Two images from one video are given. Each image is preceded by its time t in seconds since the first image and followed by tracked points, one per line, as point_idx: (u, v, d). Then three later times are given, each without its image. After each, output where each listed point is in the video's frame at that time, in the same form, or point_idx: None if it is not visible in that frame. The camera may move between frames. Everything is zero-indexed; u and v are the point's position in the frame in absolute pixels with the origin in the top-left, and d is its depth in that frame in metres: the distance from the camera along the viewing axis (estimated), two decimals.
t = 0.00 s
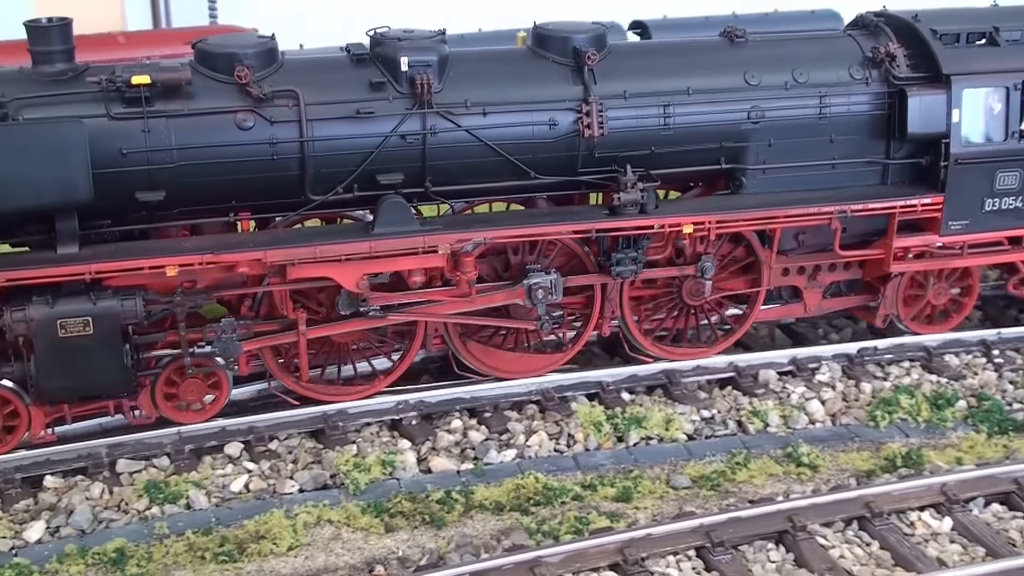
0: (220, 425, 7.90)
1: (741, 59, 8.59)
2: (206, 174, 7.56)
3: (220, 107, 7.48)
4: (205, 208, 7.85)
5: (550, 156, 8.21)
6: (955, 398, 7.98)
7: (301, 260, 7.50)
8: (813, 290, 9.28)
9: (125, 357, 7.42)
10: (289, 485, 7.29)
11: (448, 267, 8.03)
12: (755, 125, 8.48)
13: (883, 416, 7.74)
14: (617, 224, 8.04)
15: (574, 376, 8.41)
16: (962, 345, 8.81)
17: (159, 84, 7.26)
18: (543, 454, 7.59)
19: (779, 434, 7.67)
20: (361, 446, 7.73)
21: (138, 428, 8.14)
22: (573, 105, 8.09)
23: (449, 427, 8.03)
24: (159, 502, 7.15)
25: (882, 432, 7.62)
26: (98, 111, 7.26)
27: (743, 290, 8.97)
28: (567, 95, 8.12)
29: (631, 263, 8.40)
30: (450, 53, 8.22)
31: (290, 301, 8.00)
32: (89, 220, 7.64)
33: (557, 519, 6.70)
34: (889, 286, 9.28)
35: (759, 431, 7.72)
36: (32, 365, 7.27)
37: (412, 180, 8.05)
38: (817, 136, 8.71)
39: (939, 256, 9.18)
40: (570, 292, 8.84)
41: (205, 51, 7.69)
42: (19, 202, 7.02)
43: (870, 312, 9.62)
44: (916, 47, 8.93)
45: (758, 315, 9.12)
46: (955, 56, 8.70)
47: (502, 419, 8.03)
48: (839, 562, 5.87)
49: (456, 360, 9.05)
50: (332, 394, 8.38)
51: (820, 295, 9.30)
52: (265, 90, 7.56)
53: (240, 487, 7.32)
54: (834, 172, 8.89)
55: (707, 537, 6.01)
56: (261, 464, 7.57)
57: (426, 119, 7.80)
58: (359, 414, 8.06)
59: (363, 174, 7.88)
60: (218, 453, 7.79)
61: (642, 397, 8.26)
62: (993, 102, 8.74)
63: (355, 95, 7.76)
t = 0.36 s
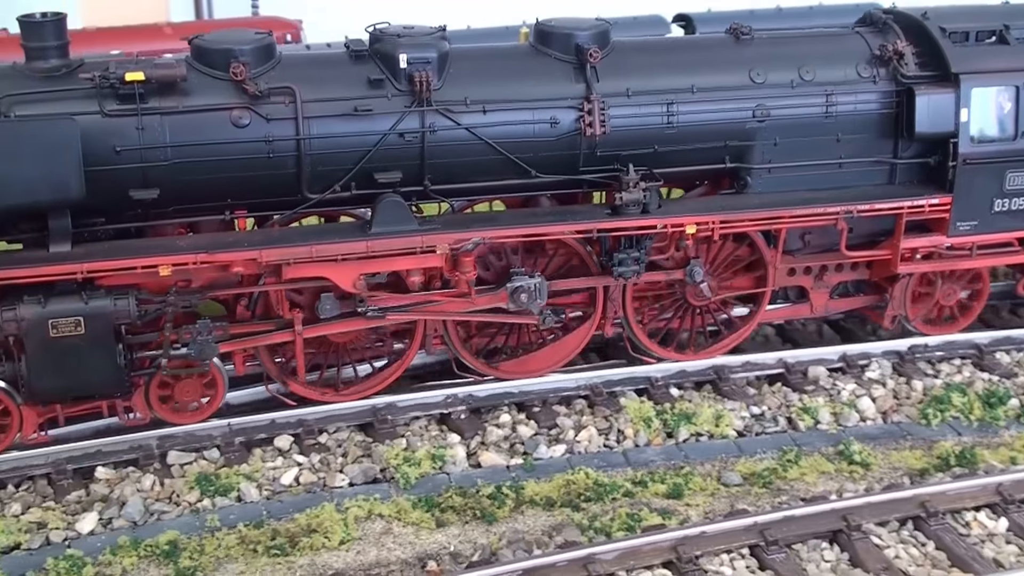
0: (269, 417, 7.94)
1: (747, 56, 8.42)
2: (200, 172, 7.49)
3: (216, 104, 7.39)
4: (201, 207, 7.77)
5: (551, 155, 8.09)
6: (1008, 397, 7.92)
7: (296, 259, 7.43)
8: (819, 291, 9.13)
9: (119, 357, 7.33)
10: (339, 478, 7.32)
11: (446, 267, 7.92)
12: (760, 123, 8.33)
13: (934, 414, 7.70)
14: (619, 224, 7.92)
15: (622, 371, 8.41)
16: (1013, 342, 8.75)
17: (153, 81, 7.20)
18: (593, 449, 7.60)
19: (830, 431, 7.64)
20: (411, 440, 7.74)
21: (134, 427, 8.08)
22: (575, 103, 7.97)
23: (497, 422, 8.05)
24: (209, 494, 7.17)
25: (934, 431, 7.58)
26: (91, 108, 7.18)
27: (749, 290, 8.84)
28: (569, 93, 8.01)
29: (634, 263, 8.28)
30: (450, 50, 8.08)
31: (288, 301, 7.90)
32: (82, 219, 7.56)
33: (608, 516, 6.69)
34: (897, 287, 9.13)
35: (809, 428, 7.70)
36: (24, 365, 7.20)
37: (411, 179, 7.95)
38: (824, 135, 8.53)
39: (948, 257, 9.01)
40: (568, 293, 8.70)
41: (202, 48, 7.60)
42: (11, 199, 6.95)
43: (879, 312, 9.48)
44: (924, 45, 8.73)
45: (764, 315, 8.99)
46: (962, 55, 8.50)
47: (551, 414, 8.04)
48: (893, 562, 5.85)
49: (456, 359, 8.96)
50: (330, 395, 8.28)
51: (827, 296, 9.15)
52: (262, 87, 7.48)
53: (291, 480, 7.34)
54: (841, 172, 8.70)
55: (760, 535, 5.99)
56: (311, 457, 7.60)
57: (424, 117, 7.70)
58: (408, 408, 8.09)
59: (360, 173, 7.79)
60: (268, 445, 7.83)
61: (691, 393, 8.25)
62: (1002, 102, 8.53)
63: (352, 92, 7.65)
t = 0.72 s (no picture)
0: (320, 411, 7.94)
1: (753, 52, 8.28)
2: (193, 169, 7.39)
3: (209, 100, 7.30)
4: (195, 204, 7.70)
5: (552, 152, 7.98)
6: None
7: (291, 258, 7.31)
8: (825, 291, 8.96)
9: (109, 357, 7.25)
10: (391, 473, 7.30)
11: (445, 266, 7.78)
12: (766, 121, 8.18)
13: (990, 414, 7.64)
14: (622, 224, 7.79)
15: (673, 368, 8.36)
16: None
17: (145, 75, 7.10)
18: (645, 446, 7.54)
19: (885, 430, 7.58)
20: (461, 434, 7.72)
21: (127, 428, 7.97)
22: (577, 99, 7.86)
23: (548, 417, 8.02)
24: (262, 488, 7.16)
25: (990, 431, 7.51)
26: (81, 103, 7.09)
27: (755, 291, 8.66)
28: (571, 89, 7.89)
29: (637, 262, 8.22)
30: (450, 45, 7.97)
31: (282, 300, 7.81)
32: (73, 216, 7.53)
33: (662, 513, 6.66)
34: (906, 288, 8.96)
35: (863, 426, 7.64)
36: (13, 364, 7.11)
37: (410, 176, 7.84)
38: (831, 132, 8.42)
39: (958, 257, 8.87)
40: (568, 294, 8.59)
41: (195, 42, 7.50)
42: None
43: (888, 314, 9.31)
44: (935, 41, 8.60)
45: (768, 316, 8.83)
46: (973, 52, 8.40)
47: (602, 411, 7.99)
48: (954, 563, 5.79)
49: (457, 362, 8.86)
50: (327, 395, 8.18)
51: (834, 296, 8.97)
52: (256, 82, 7.36)
53: (342, 474, 7.33)
54: (848, 170, 8.59)
55: (819, 535, 5.94)
56: (362, 451, 7.59)
57: (423, 113, 7.58)
58: (458, 402, 8.06)
59: (358, 169, 7.68)
60: (318, 439, 7.82)
61: (742, 390, 8.19)
62: (1014, 98, 8.41)
63: (350, 87, 7.55)
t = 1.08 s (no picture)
0: (371, 405, 7.94)
1: (759, 46, 8.13)
2: (187, 164, 7.24)
3: (203, 94, 7.13)
4: (188, 202, 7.56)
5: (554, 148, 7.80)
6: None
7: (287, 255, 7.13)
8: (832, 292, 8.82)
9: (102, 356, 7.11)
10: (444, 468, 7.27)
11: (444, 263, 7.62)
12: (772, 117, 8.04)
13: None
14: (625, 222, 7.60)
15: (725, 364, 8.32)
16: None
17: (139, 70, 6.90)
18: (699, 444, 7.50)
19: (942, 430, 7.54)
20: (514, 430, 7.68)
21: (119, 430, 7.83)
22: (579, 94, 7.68)
23: (600, 413, 7.97)
24: (316, 481, 7.15)
25: None
26: (75, 97, 6.92)
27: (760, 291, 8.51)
28: (572, 84, 7.72)
29: (639, 261, 7.99)
30: (451, 39, 7.81)
31: (278, 299, 7.65)
32: (66, 212, 7.38)
33: (720, 512, 6.60)
34: (915, 288, 8.82)
35: (920, 426, 7.60)
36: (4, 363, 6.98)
37: (407, 173, 7.67)
38: (840, 128, 8.24)
39: (969, 257, 8.74)
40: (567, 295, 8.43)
41: (190, 36, 7.30)
42: None
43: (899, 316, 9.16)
44: (945, 37, 8.44)
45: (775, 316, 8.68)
46: (985, 46, 8.20)
47: (654, 407, 7.94)
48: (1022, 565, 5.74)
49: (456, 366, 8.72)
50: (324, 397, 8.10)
51: (841, 297, 8.84)
52: (253, 76, 7.20)
53: (395, 469, 7.31)
54: (857, 168, 8.44)
55: (884, 535, 5.90)
56: (415, 446, 7.57)
57: (421, 108, 7.42)
58: (510, 398, 8.04)
59: (356, 166, 7.51)
60: (369, 433, 7.81)
61: (795, 388, 8.13)
62: None
63: (346, 82, 7.39)
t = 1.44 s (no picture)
0: (424, 399, 7.96)
1: (767, 41, 8.03)
2: (185, 159, 7.15)
3: (201, 89, 7.03)
4: (186, 198, 7.46)
5: (558, 144, 7.71)
6: None
7: (286, 252, 7.04)
8: (840, 292, 8.76)
9: (99, 354, 7.01)
10: (498, 460, 7.26)
11: (445, 261, 7.56)
12: (780, 113, 7.95)
13: None
14: (629, 220, 7.49)
15: (778, 360, 8.28)
16: None
17: (136, 63, 6.82)
18: (754, 439, 7.47)
19: (999, 428, 7.53)
20: (568, 424, 7.66)
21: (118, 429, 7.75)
22: (583, 90, 7.59)
23: (652, 408, 7.94)
24: (371, 473, 7.17)
25: None
26: (71, 92, 6.82)
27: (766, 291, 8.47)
28: (576, 79, 7.63)
29: (644, 260, 7.95)
30: (452, 32, 7.67)
31: (277, 296, 7.58)
32: (62, 209, 7.25)
33: (778, 508, 6.58)
34: (924, 288, 8.76)
35: (977, 424, 7.59)
36: None
37: (409, 168, 7.58)
38: (848, 125, 8.15)
39: (980, 256, 8.68)
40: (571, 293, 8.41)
41: (189, 29, 7.18)
42: None
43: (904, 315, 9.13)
44: (956, 31, 8.35)
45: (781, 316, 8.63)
46: (996, 41, 8.11)
47: (707, 402, 7.92)
48: None
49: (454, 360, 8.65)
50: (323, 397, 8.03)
51: (849, 296, 8.77)
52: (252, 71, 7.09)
53: (449, 461, 7.31)
54: (865, 164, 8.33)
55: (947, 533, 5.89)
56: (468, 439, 7.57)
57: (423, 104, 7.33)
58: (562, 392, 8.02)
59: (356, 161, 7.43)
60: (422, 426, 7.82)
61: (849, 384, 8.11)
62: None
63: (347, 76, 7.28)
